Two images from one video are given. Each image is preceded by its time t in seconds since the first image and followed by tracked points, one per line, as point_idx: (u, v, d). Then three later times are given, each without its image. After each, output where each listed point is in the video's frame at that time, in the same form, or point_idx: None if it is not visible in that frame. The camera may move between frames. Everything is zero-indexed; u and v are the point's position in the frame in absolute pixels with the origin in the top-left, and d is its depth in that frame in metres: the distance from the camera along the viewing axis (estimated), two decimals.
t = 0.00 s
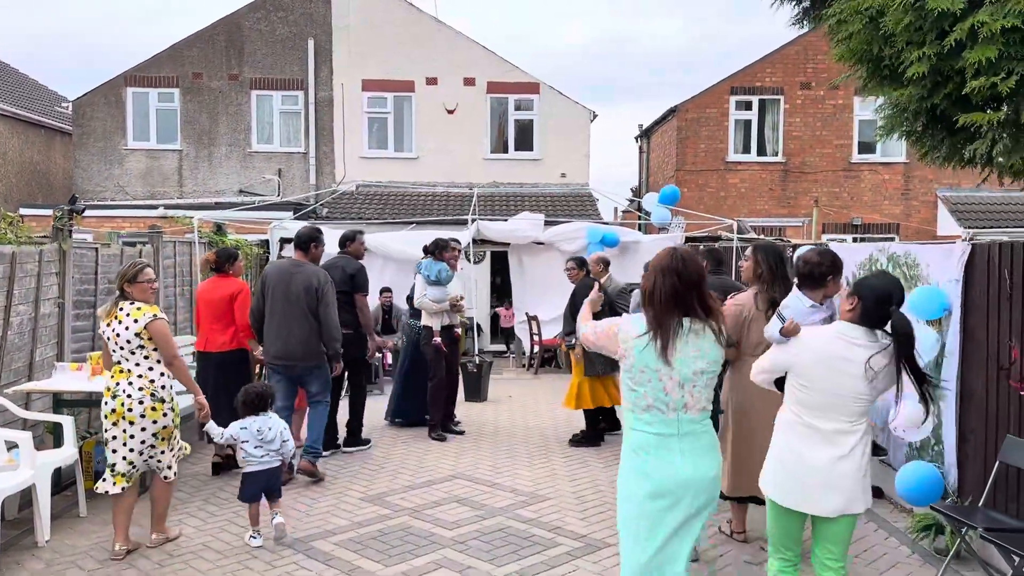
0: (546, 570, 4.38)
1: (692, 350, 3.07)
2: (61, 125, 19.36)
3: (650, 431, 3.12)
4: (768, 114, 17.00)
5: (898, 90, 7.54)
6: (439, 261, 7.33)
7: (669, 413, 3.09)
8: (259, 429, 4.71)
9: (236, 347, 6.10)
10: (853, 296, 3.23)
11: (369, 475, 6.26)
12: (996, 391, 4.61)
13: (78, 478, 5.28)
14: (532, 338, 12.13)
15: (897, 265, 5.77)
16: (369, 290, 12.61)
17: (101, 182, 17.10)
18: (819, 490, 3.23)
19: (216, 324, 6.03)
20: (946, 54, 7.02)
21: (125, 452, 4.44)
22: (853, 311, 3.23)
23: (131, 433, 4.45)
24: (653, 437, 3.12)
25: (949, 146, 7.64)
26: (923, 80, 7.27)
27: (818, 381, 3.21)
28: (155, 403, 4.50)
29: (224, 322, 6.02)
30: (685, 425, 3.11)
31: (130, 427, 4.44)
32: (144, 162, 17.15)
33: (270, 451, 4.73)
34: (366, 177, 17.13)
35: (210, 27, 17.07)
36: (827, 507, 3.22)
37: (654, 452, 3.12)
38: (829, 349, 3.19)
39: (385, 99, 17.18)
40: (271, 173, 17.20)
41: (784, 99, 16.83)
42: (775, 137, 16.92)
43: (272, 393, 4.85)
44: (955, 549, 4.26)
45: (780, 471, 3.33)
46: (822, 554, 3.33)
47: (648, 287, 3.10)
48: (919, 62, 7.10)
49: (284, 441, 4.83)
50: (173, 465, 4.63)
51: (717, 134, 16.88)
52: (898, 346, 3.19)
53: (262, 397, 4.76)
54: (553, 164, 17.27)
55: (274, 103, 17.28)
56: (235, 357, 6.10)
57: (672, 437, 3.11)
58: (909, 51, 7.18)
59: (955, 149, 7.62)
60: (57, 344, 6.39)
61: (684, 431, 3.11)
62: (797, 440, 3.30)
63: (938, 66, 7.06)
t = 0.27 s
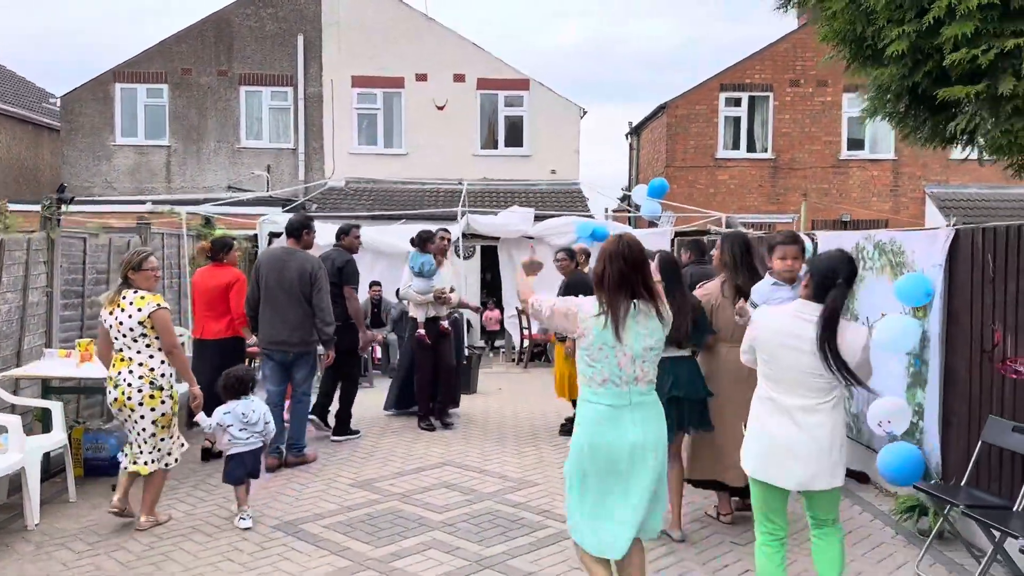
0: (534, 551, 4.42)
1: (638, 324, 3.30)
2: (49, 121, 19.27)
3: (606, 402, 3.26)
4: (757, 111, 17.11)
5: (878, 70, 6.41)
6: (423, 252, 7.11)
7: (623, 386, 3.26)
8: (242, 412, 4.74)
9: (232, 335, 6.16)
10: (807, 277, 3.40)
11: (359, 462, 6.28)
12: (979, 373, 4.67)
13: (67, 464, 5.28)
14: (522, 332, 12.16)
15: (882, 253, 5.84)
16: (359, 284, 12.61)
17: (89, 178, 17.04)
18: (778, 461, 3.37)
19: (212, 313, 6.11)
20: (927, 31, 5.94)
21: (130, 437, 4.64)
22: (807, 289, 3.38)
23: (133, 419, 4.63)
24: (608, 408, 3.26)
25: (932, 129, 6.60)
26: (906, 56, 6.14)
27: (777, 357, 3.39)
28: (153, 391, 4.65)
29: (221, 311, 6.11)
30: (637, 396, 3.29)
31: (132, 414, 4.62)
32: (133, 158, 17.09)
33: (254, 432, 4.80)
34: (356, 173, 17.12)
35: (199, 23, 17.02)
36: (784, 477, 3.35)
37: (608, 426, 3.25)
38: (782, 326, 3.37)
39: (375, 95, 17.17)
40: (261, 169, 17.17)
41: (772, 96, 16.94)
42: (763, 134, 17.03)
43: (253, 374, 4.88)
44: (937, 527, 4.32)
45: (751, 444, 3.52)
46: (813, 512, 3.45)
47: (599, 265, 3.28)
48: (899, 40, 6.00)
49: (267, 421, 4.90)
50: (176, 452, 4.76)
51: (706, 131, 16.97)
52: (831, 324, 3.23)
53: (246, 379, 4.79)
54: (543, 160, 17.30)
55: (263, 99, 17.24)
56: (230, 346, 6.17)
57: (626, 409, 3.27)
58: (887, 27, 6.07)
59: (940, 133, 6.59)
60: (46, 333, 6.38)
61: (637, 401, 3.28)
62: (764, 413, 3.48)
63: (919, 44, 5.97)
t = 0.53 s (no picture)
0: (519, 548, 4.45)
1: (584, 315, 3.53)
2: (39, 121, 19.23)
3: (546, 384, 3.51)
4: (746, 113, 17.19)
5: (852, 66, 5.95)
6: (410, 253, 7.07)
7: (564, 370, 3.49)
8: (223, 407, 4.93)
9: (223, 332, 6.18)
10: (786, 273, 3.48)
11: (346, 461, 6.29)
12: (958, 372, 4.72)
13: (54, 463, 5.28)
14: (512, 332, 12.20)
15: (864, 253, 5.90)
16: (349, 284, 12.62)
17: (79, 178, 17.00)
18: (776, 454, 3.43)
19: (203, 310, 6.12)
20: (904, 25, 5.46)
21: (119, 427, 4.71)
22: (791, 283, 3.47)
23: (124, 409, 4.71)
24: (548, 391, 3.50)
25: (908, 129, 5.99)
26: (879, 51, 5.67)
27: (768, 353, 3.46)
28: (145, 382, 4.73)
29: (212, 308, 6.13)
30: (577, 380, 3.52)
31: (123, 403, 4.71)
32: (123, 158, 17.06)
33: (231, 427, 4.98)
34: (346, 174, 17.12)
35: (190, 23, 17.00)
36: (784, 469, 3.40)
37: (546, 408, 3.49)
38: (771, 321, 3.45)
39: (366, 95, 17.18)
40: (251, 170, 17.16)
41: (761, 97, 17.03)
42: (753, 135, 17.12)
43: (236, 370, 5.07)
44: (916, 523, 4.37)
45: (744, 443, 3.56)
46: (799, 510, 3.50)
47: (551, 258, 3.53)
48: (874, 34, 5.52)
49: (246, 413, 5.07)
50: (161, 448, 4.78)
51: (696, 133, 17.05)
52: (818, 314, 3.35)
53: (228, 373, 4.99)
54: (534, 161, 17.34)
55: (253, 100, 17.23)
56: (221, 343, 6.19)
57: (568, 393, 3.50)
58: (862, 21, 5.60)
59: (918, 134, 5.96)
60: (33, 333, 6.37)
61: (577, 386, 3.51)
62: (756, 410, 3.53)
63: (894, 40, 5.49)
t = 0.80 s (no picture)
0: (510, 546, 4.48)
1: (545, 304, 3.85)
2: (32, 123, 19.20)
3: (512, 370, 3.80)
4: (739, 114, 17.25)
5: (838, 65, 6.03)
6: (398, 253, 7.03)
7: (527, 357, 3.80)
8: (204, 405, 4.98)
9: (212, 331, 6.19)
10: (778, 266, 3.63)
11: (340, 462, 6.32)
12: (945, 370, 4.77)
13: (46, 464, 5.29)
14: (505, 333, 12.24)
15: (853, 253, 5.94)
16: (343, 285, 12.63)
17: (72, 180, 16.99)
18: (764, 438, 3.51)
19: (192, 310, 6.14)
20: (888, 22, 5.57)
21: (119, 422, 4.94)
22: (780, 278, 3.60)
23: (124, 406, 4.95)
24: (514, 376, 3.80)
25: (892, 128, 6.06)
26: (865, 49, 5.76)
27: (759, 340, 3.56)
28: (145, 380, 4.98)
29: (201, 308, 6.15)
30: (540, 367, 3.81)
31: (122, 400, 4.94)
32: (117, 160, 17.05)
33: (214, 426, 5.03)
34: (340, 176, 17.13)
35: (183, 25, 17.00)
36: (772, 452, 3.49)
37: (511, 390, 3.79)
38: (763, 308, 3.56)
39: (360, 97, 17.19)
40: (245, 172, 17.16)
41: (754, 99, 17.09)
42: (746, 137, 17.19)
43: (218, 370, 5.12)
44: (904, 520, 4.41)
45: (733, 428, 3.63)
46: (779, 500, 3.58)
47: (512, 252, 3.83)
48: (860, 31, 5.61)
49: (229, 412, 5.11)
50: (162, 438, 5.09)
51: (689, 135, 17.12)
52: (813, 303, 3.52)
53: (209, 373, 5.05)
54: (527, 163, 17.38)
55: (247, 101, 17.23)
56: (211, 342, 6.22)
57: (531, 377, 3.80)
58: (848, 18, 5.69)
59: (901, 133, 6.04)
60: (26, 334, 6.37)
61: (540, 372, 3.81)
62: (744, 395, 3.62)
63: (880, 36, 5.58)
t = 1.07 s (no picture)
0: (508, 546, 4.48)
1: (528, 316, 3.85)
2: (29, 124, 19.18)
3: (501, 382, 3.83)
4: (736, 115, 17.27)
5: (836, 64, 6.03)
6: (391, 255, 7.16)
7: (515, 366, 3.83)
8: (201, 403, 5.11)
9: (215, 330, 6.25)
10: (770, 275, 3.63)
11: (338, 462, 6.32)
12: (943, 370, 4.78)
13: (45, 464, 5.28)
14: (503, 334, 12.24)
15: (851, 253, 5.96)
16: (341, 286, 12.63)
17: (70, 181, 16.97)
18: (745, 442, 3.55)
19: (194, 310, 6.22)
20: (886, 19, 5.58)
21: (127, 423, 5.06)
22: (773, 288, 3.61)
23: (131, 407, 5.07)
24: (502, 388, 3.83)
25: (889, 128, 6.06)
26: (863, 47, 5.78)
27: (746, 346, 3.58)
28: (152, 382, 5.09)
29: (203, 307, 6.21)
30: (528, 375, 3.85)
31: (130, 402, 5.06)
32: (114, 161, 17.04)
33: (211, 423, 5.15)
34: (338, 176, 17.13)
35: (180, 26, 17.00)
36: (750, 457, 3.53)
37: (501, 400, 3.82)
38: (753, 315, 3.58)
39: (357, 98, 17.18)
40: (243, 172, 17.15)
41: (752, 100, 17.11)
42: (743, 137, 17.21)
43: (212, 370, 5.20)
44: (902, 520, 4.42)
45: (714, 429, 3.65)
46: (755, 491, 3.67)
47: (493, 271, 3.82)
48: (858, 28, 5.62)
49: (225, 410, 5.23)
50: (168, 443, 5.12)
51: (686, 135, 17.14)
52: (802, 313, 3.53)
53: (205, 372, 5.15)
54: (525, 163, 17.38)
55: (245, 102, 17.22)
56: (214, 341, 6.27)
57: (519, 386, 3.84)
58: (845, 15, 5.69)
59: (899, 132, 6.04)
60: (24, 335, 6.36)
61: (528, 380, 3.85)
62: (728, 400, 3.65)
63: (878, 34, 5.60)
